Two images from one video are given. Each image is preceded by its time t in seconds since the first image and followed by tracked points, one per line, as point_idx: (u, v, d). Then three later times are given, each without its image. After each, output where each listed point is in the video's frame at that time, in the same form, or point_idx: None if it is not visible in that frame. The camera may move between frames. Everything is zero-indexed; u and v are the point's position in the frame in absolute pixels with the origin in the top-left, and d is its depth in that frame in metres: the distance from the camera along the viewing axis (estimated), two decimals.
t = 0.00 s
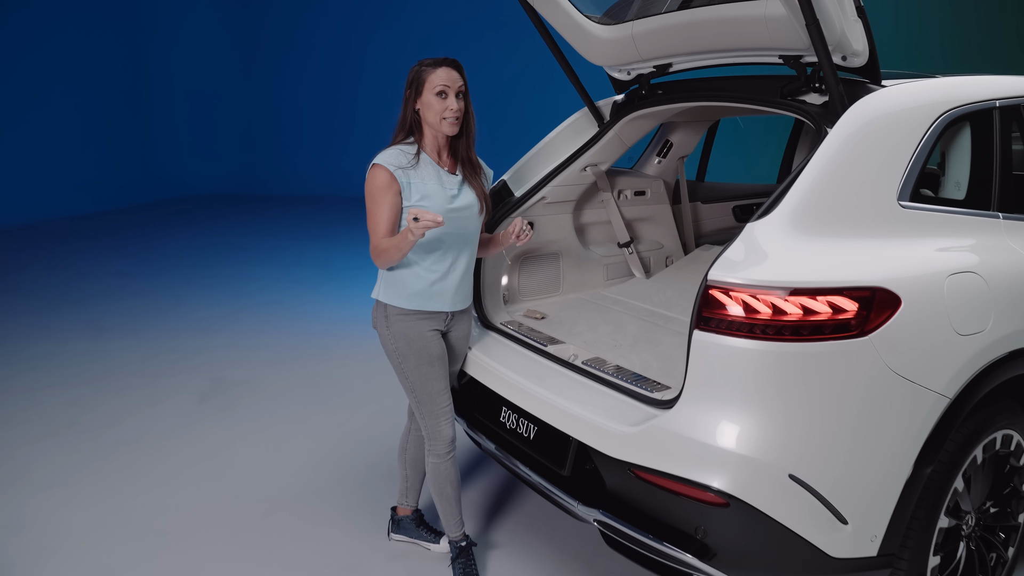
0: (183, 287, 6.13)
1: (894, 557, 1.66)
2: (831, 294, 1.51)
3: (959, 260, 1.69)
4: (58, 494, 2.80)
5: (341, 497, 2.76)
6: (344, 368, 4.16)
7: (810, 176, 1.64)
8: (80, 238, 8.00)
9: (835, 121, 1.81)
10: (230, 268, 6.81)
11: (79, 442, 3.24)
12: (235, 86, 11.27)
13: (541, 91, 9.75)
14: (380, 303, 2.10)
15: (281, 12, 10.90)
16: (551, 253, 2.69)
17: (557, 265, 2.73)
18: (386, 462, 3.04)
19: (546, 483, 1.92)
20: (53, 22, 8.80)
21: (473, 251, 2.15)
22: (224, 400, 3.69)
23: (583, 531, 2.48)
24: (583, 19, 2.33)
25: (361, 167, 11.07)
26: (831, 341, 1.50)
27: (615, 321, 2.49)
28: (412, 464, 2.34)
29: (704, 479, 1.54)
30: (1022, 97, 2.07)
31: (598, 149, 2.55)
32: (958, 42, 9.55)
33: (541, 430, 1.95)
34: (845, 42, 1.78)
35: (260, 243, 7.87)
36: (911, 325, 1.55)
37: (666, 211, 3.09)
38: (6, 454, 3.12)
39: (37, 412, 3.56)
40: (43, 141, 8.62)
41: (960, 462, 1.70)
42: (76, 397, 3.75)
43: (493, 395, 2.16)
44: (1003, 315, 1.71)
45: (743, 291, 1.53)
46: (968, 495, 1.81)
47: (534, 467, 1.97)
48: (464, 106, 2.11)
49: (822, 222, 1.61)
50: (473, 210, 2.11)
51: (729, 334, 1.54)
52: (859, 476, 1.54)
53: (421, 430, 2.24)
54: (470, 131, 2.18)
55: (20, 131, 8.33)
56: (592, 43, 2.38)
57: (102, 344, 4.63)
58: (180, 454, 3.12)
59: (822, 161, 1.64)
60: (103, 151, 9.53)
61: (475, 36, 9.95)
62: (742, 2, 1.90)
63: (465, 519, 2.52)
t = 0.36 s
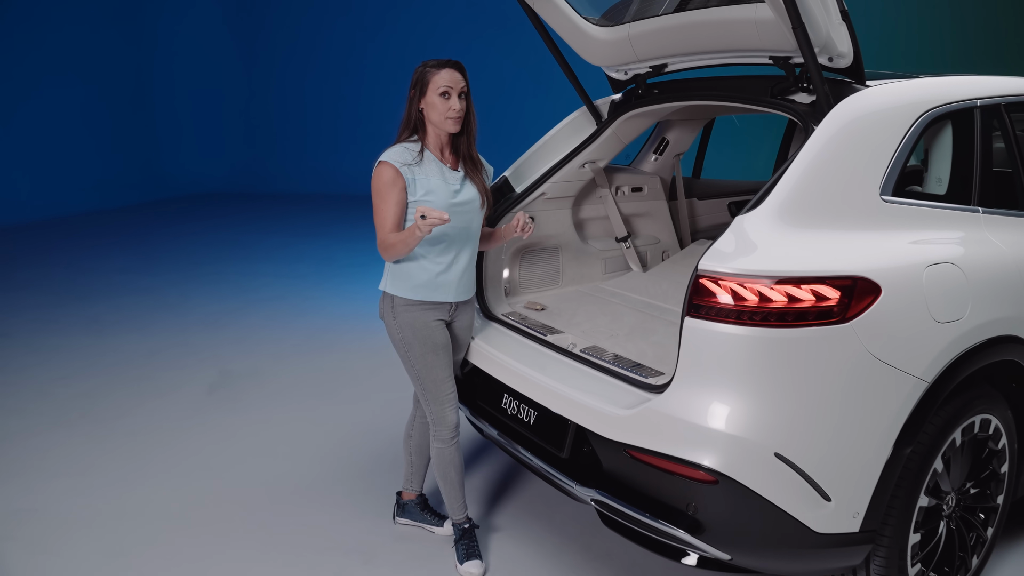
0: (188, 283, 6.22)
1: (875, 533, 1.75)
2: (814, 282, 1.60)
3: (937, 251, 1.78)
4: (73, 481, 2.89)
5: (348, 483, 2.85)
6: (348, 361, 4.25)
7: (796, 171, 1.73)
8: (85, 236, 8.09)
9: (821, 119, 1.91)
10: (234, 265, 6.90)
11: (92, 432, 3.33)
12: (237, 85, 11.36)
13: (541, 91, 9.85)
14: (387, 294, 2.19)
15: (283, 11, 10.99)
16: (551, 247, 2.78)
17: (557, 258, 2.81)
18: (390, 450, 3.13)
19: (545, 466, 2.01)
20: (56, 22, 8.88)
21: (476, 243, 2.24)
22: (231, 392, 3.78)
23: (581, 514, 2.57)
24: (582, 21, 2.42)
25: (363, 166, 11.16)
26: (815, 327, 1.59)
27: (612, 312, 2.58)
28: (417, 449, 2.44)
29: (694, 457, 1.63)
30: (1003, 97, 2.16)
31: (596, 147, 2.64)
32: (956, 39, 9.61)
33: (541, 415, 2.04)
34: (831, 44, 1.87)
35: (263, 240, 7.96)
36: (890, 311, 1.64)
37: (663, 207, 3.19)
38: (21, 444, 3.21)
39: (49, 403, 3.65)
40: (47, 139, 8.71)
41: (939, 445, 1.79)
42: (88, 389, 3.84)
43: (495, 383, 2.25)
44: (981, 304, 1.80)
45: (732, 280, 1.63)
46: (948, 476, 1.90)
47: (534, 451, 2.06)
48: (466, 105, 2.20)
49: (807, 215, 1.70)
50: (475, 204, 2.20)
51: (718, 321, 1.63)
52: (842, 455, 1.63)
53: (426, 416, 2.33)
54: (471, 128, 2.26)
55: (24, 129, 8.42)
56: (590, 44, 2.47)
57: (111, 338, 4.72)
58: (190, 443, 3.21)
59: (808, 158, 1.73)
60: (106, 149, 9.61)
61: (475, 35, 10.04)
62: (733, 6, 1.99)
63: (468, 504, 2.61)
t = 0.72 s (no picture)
0: (192, 280, 6.30)
1: (857, 512, 1.83)
2: (797, 273, 1.68)
3: (916, 244, 1.86)
4: (84, 469, 2.97)
5: (352, 472, 2.94)
6: (351, 355, 4.34)
7: (781, 168, 1.82)
8: (87, 233, 8.17)
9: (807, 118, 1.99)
10: (237, 262, 6.99)
11: (100, 423, 3.41)
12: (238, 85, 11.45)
13: (541, 91, 9.96)
14: (390, 286, 2.28)
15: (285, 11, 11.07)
16: (548, 242, 2.87)
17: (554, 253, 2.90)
18: (393, 440, 3.22)
19: (542, 451, 2.10)
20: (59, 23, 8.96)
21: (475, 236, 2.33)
22: (236, 385, 3.87)
23: (577, 499, 2.66)
24: (577, 23, 2.50)
25: (364, 165, 11.25)
26: (797, 315, 1.67)
27: (608, 305, 2.66)
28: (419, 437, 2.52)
29: (684, 439, 1.71)
30: (983, 98, 2.25)
31: (592, 146, 2.73)
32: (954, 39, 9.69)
33: (538, 402, 2.13)
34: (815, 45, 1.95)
35: (266, 238, 8.05)
36: (870, 300, 1.72)
37: (657, 204, 3.28)
38: (31, 434, 3.29)
39: (58, 395, 3.73)
40: (51, 140, 8.79)
41: (919, 429, 1.88)
42: (95, 382, 3.92)
43: (494, 372, 2.34)
44: (958, 295, 1.89)
45: (718, 271, 1.71)
46: (927, 460, 1.98)
47: (531, 437, 2.14)
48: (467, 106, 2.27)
49: (791, 209, 1.79)
50: (474, 198, 2.28)
51: (705, 309, 1.72)
52: (824, 438, 1.72)
53: (427, 404, 2.42)
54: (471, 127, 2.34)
55: (30, 127, 8.50)
56: (586, 46, 2.55)
57: (117, 333, 4.80)
58: (196, 434, 3.29)
59: (793, 155, 1.82)
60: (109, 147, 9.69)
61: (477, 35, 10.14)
62: (723, 9, 2.08)
63: (468, 491, 2.70)
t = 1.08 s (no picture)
0: (195, 277, 6.39)
1: (837, 491, 1.93)
2: (778, 262, 1.77)
3: (892, 237, 1.95)
4: (94, 456, 3.07)
5: (354, 458, 3.03)
6: (353, 349, 4.43)
7: (764, 164, 1.91)
8: (90, 231, 8.26)
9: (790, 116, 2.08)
10: (239, 259, 7.08)
11: (108, 413, 3.50)
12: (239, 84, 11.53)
13: (541, 90, 10.05)
14: (391, 278, 2.37)
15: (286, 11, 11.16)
16: (544, 236, 2.96)
17: (550, 246, 2.99)
18: (394, 428, 3.32)
19: (538, 434, 2.19)
20: (62, 24, 9.05)
21: (473, 229, 2.42)
22: (240, 377, 3.96)
23: (572, 483, 2.76)
24: (572, 24, 2.59)
25: (365, 163, 11.34)
26: (778, 302, 1.76)
27: (601, 296, 2.76)
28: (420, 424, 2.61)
29: (670, 420, 1.81)
30: (961, 97, 2.34)
31: (587, 143, 2.82)
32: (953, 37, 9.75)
33: (534, 388, 2.22)
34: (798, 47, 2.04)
35: (267, 235, 8.15)
36: (848, 288, 1.81)
37: (651, 199, 3.38)
38: (42, 424, 3.38)
39: (67, 387, 3.82)
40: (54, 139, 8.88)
41: (897, 413, 1.96)
42: (102, 374, 4.01)
43: (491, 360, 2.43)
44: (934, 284, 1.98)
45: (703, 260, 1.81)
46: (905, 443, 2.08)
47: (527, 421, 2.23)
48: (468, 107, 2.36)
49: (774, 202, 1.88)
50: (472, 193, 2.38)
51: (691, 297, 1.81)
52: (804, 420, 1.81)
53: (427, 391, 2.52)
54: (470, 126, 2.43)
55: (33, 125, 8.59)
56: (581, 46, 2.64)
57: (122, 327, 4.89)
58: (204, 423, 3.39)
59: (775, 152, 1.91)
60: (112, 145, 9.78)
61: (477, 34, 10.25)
62: (711, 12, 2.17)
63: (467, 476, 2.79)
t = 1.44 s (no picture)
0: (198, 273, 6.46)
1: (822, 475, 2.00)
2: (764, 254, 1.85)
3: (876, 230, 2.02)
4: (103, 446, 3.14)
5: (357, 448, 3.11)
6: (354, 343, 4.51)
7: (753, 160, 1.98)
8: (92, 228, 8.31)
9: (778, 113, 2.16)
10: (240, 256, 7.15)
11: (116, 405, 3.57)
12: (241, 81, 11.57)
13: (542, 88, 10.11)
14: (393, 271, 2.44)
15: (287, 10, 11.23)
16: (542, 231, 3.04)
17: (548, 241, 3.07)
18: (396, 419, 3.39)
19: (535, 421, 2.26)
20: (64, 23, 9.09)
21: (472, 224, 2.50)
22: (244, 370, 4.04)
23: (568, 471, 2.83)
24: (569, 24, 2.67)
25: (365, 161, 11.40)
26: (764, 292, 1.83)
27: (598, 289, 2.83)
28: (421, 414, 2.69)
29: (662, 406, 1.88)
30: (946, 95, 2.42)
31: (584, 140, 2.89)
32: (950, 36, 9.80)
33: (531, 376, 2.29)
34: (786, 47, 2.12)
35: (269, 233, 8.21)
36: (832, 279, 1.88)
37: (646, 195, 3.47)
38: (50, 416, 3.45)
39: (74, 380, 3.89)
40: (57, 137, 8.93)
41: (880, 400, 2.04)
42: (109, 367, 4.08)
43: (490, 350, 2.50)
44: (916, 275, 2.05)
45: (693, 252, 1.88)
46: (890, 429, 2.15)
47: (525, 409, 2.31)
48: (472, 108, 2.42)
49: (762, 196, 1.96)
50: (471, 188, 2.46)
51: (682, 287, 1.88)
52: (790, 406, 1.88)
53: (428, 381, 2.59)
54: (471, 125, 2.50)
55: (37, 124, 8.65)
56: (578, 46, 2.72)
57: (127, 322, 4.96)
58: (209, 414, 3.46)
59: (763, 148, 1.99)
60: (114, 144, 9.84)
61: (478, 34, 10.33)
62: (703, 13, 2.24)
63: (467, 464, 2.87)
